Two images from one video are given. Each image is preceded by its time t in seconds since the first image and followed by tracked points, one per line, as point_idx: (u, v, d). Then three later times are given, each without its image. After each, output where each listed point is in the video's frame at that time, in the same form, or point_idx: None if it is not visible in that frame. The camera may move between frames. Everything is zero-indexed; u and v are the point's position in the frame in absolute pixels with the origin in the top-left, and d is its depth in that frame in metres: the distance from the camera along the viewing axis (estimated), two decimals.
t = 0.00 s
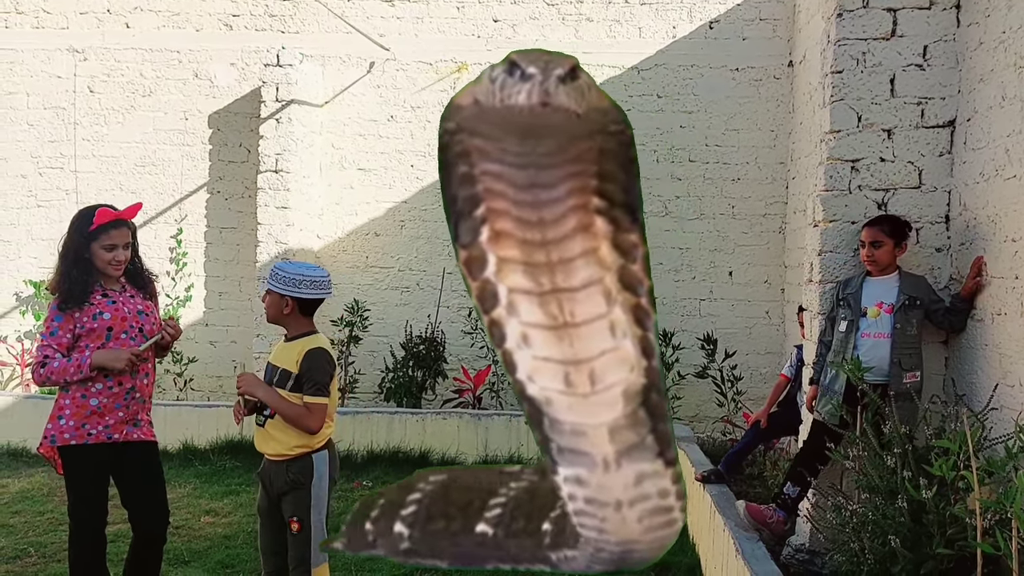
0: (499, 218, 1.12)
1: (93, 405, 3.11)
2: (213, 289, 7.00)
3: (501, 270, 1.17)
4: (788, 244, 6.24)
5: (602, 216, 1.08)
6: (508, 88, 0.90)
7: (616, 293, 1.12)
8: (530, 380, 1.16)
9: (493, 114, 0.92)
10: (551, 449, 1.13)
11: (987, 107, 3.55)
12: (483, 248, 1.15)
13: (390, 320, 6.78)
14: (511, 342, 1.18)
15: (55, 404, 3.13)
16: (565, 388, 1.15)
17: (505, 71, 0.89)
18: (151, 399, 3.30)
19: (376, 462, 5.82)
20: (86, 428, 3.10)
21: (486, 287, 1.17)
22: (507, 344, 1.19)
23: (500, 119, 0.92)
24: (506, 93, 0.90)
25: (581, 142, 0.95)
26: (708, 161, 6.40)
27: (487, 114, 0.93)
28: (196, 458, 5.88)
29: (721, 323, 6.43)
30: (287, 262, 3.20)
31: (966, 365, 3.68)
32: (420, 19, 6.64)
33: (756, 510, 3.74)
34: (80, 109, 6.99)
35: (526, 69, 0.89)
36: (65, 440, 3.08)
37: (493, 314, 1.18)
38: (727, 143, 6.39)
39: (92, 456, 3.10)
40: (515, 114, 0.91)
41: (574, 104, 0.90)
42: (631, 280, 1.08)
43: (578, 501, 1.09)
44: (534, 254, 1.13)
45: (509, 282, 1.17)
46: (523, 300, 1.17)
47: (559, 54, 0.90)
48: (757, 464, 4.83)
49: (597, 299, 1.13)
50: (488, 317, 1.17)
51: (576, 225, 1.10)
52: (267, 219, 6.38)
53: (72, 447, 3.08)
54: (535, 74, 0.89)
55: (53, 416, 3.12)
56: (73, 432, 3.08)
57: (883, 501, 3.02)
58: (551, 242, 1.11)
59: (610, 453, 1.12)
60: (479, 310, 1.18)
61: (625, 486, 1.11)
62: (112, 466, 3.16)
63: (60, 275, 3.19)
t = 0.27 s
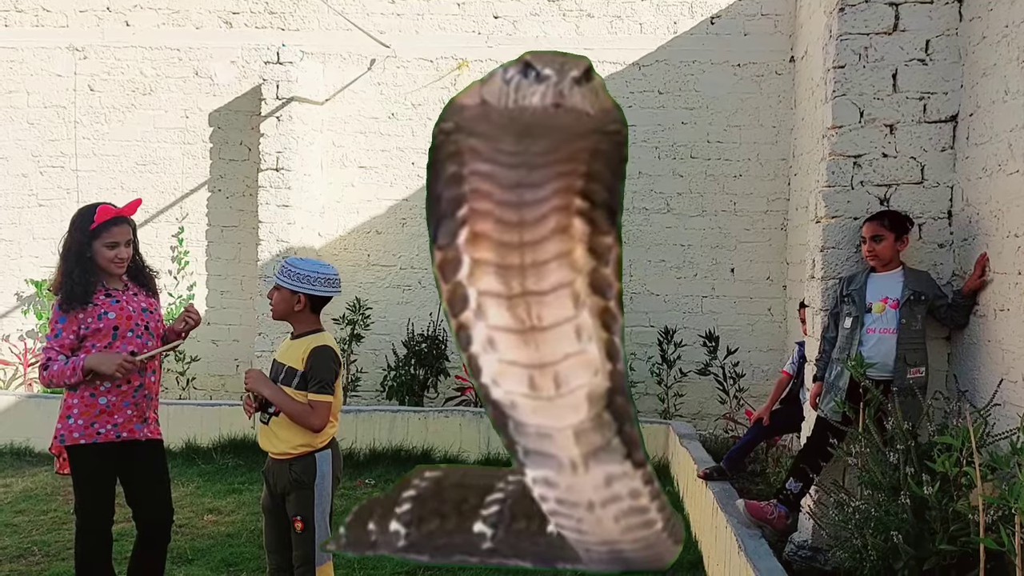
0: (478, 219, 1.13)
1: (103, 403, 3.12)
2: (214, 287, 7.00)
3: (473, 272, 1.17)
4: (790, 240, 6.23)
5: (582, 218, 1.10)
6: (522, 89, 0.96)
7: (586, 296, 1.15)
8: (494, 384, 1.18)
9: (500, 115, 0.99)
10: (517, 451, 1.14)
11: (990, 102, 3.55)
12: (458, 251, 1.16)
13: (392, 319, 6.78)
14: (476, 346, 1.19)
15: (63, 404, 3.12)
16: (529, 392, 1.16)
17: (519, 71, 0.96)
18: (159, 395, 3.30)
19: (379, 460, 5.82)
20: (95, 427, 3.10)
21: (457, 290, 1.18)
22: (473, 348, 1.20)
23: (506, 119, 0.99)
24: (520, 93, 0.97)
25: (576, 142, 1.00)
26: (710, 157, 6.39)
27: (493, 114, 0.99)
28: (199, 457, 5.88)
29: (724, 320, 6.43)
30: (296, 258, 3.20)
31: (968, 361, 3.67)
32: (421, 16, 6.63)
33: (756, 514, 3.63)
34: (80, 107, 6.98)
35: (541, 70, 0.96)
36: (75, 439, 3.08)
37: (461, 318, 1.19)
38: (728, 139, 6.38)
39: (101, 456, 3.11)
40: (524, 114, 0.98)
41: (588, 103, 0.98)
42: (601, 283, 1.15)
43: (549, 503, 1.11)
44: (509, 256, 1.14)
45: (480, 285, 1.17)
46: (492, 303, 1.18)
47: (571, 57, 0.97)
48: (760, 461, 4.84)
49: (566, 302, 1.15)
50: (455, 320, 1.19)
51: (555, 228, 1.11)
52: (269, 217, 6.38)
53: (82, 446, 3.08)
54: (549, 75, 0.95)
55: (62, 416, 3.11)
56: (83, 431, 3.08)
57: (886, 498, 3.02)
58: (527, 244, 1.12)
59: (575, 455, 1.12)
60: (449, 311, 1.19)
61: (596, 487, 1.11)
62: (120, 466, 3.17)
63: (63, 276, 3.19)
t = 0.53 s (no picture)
0: (487, 218, 1.22)
1: (104, 402, 3.12)
2: (216, 286, 7.00)
3: (470, 272, 1.25)
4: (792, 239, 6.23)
5: (588, 218, 1.22)
6: (542, 91, 1.04)
7: (575, 298, 1.25)
8: (466, 388, 1.26)
9: (521, 115, 1.07)
10: (474, 454, 1.24)
11: (993, 101, 3.54)
12: (461, 251, 1.25)
13: (394, 317, 6.79)
14: (458, 347, 1.26)
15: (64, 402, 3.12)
16: (499, 396, 1.24)
17: (539, 73, 1.04)
18: (160, 394, 3.31)
19: (381, 458, 5.82)
20: (97, 425, 3.11)
21: (452, 291, 1.26)
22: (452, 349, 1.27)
23: (527, 119, 1.07)
24: (539, 95, 1.04)
25: (596, 141, 1.12)
26: (712, 156, 6.39)
27: (513, 115, 1.08)
28: (200, 455, 5.89)
29: (726, 319, 6.42)
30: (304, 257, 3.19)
31: (971, 361, 3.67)
32: (423, 14, 6.64)
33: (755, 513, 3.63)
34: (82, 105, 6.99)
35: (560, 72, 1.03)
36: (76, 436, 3.08)
37: (449, 318, 1.27)
38: (730, 138, 6.37)
39: (103, 453, 3.11)
40: (543, 115, 1.06)
41: (605, 105, 1.07)
42: (595, 283, 1.27)
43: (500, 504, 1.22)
44: (510, 256, 1.23)
45: (475, 285, 1.26)
46: (483, 304, 1.26)
47: (592, 59, 1.05)
48: (761, 460, 4.84)
49: (554, 304, 1.24)
50: (443, 320, 1.27)
51: (560, 228, 1.22)
52: (270, 216, 6.38)
53: (84, 444, 3.08)
54: (568, 77, 1.03)
55: (63, 414, 3.11)
56: (84, 429, 3.09)
57: (887, 497, 3.02)
58: (530, 245, 1.22)
59: (533, 458, 1.22)
60: (439, 308, 1.27)
61: (549, 489, 1.22)
62: (123, 463, 3.17)
63: (64, 275, 3.19)
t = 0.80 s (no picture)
0: (512, 214, 1.14)
1: (104, 401, 3.12)
2: (217, 284, 7.01)
3: (493, 270, 1.16)
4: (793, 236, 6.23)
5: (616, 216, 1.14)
6: (552, 92, 0.94)
7: (597, 296, 1.17)
8: (474, 387, 1.15)
9: (537, 115, 0.98)
10: (462, 454, 1.13)
11: (993, 97, 3.54)
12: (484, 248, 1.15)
13: (395, 315, 6.79)
14: (474, 346, 1.16)
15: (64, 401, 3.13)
16: (506, 396, 1.14)
17: (550, 74, 0.94)
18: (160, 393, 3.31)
19: (382, 456, 5.83)
20: (97, 424, 3.11)
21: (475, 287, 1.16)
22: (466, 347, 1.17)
23: (540, 119, 0.98)
24: (550, 95, 0.95)
25: (620, 142, 1.04)
26: (713, 153, 6.38)
27: (530, 115, 0.98)
28: (201, 453, 5.90)
29: (727, 316, 6.42)
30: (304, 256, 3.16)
31: (971, 357, 3.67)
32: (424, 12, 6.63)
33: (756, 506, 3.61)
34: (82, 104, 6.99)
35: (571, 72, 0.93)
36: (78, 436, 3.09)
37: (468, 315, 1.16)
38: (731, 135, 6.37)
39: (105, 453, 3.12)
40: (555, 115, 0.96)
41: (616, 106, 0.96)
42: (616, 280, 1.18)
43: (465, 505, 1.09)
44: (535, 253, 1.14)
45: (498, 282, 1.17)
46: (503, 302, 1.17)
47: (604, 58, 0.95)
48: (762, 457, 4.84)
49: (576, 301, 1.16)
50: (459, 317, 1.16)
51: (588, 225, 1.13)
52: (271, 214, 6.38)
53: (85, 443, 3.09)
54: (579, 78, 0.93)
55: (63, 414, 3.12)
56: (85, 428, 3.10)
57: (888, 493, 3.02)
58: (556, 242, 1.13)
59: (517, 458, 1.12)
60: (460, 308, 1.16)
61: (521, 489, 1.10)
62: (125, 462, 3.18)
63: (62, 272, 3.18)
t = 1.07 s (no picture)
0: (533, 214, 1.09)
1: (103, 401, 3.12)
2: (216, 284, 7.01)
3: (519, 268, 1.10)
4: (793, 235, 6.23)
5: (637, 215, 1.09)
6: (552, 92, 0.89)
7: (628, 293, 1.10)
8: (506, 383, 1.05)
9: (543, 117, 0.92)
10: (488, 452, 1.02)
11: (992, 96, 3.54)
12: (509, 246, 1.09)
13: (395, 315, 6.79)
14: (506, 343, 1.08)
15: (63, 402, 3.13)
16: (537, 393, 1.05)
17: (551, 74, 0.89)
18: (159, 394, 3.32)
19: (383, 456, 5.84)
20: (96, 425, 3.11)
21: (503, 285, 1.08)
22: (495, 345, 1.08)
23: (548, 120, 0.92)
24: (552, 96, 0.90)
25: (630, 142, 0.96)
26: (712, 152, 6.39)
27: (538, 116, 0.92)
28: (201, 453, 5.90)
29: (727, 315, 6.43)
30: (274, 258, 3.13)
31: (970, 355, 3.67)
32: (423, 11, 6.63)
33: (755, 505, 3.61)
34: (82, 103, 6.98)
35: (571, 72, 0.88)
36: (76, 437, 3.09)
37: (499, 313, 1.08)
38: (731, 134, 6.36)
39: (104, 454, 3.12)
40: (555, 115, 0.91)
41: (617, 107, 0.89)
42: (645, 279, 1.09)
43: (475, 504, 0.98)
44: (559, 251, 1.09)
45: (525, 280, 1.10)
46: (532, 299, 1.10)
47: (606, 57, 0.89)
48: (762, 456, 4.84)
49: (606, 299, 1.09)
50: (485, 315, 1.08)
51: (610, 224, 1.08)
52: (271, 214, 6.38)
53: (84, 444, 3.10)
54: (579, 77, 0.88)
55: (63, 414, 3.12)
56: (85, 429, 3.10)
57: (888, 491, 3.03)
58: (579, 240, 1.08)
59: (542, 456, 1.00)
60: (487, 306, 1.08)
61: (538, 489, 0.99)
62: (124, 463, 3.18)
63: (64, 270, 3.18)
